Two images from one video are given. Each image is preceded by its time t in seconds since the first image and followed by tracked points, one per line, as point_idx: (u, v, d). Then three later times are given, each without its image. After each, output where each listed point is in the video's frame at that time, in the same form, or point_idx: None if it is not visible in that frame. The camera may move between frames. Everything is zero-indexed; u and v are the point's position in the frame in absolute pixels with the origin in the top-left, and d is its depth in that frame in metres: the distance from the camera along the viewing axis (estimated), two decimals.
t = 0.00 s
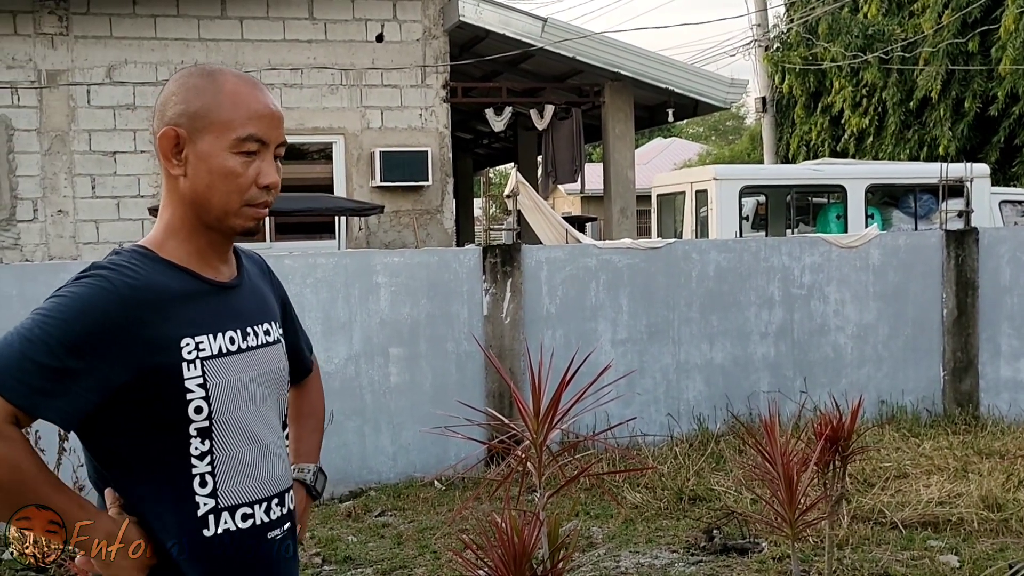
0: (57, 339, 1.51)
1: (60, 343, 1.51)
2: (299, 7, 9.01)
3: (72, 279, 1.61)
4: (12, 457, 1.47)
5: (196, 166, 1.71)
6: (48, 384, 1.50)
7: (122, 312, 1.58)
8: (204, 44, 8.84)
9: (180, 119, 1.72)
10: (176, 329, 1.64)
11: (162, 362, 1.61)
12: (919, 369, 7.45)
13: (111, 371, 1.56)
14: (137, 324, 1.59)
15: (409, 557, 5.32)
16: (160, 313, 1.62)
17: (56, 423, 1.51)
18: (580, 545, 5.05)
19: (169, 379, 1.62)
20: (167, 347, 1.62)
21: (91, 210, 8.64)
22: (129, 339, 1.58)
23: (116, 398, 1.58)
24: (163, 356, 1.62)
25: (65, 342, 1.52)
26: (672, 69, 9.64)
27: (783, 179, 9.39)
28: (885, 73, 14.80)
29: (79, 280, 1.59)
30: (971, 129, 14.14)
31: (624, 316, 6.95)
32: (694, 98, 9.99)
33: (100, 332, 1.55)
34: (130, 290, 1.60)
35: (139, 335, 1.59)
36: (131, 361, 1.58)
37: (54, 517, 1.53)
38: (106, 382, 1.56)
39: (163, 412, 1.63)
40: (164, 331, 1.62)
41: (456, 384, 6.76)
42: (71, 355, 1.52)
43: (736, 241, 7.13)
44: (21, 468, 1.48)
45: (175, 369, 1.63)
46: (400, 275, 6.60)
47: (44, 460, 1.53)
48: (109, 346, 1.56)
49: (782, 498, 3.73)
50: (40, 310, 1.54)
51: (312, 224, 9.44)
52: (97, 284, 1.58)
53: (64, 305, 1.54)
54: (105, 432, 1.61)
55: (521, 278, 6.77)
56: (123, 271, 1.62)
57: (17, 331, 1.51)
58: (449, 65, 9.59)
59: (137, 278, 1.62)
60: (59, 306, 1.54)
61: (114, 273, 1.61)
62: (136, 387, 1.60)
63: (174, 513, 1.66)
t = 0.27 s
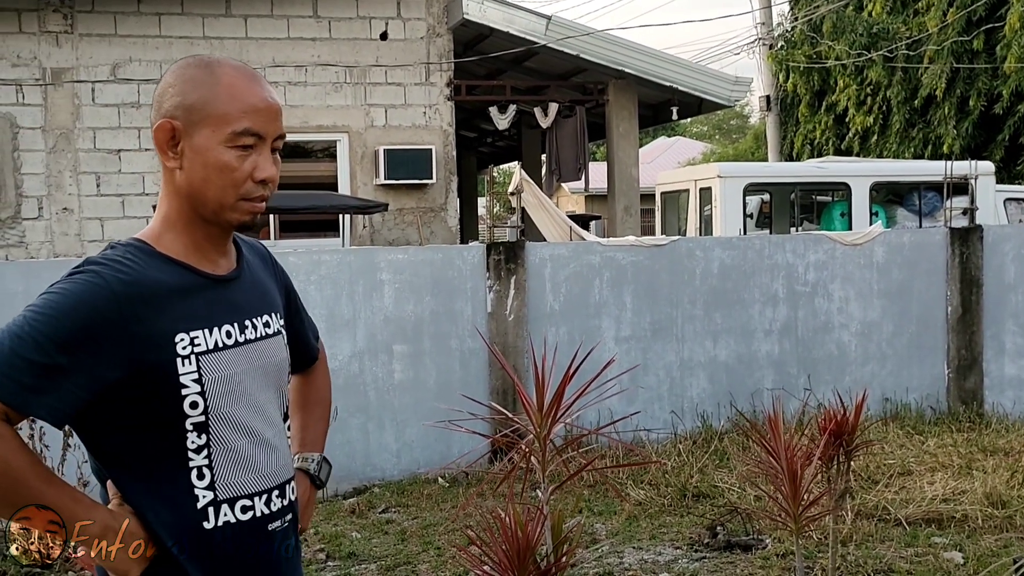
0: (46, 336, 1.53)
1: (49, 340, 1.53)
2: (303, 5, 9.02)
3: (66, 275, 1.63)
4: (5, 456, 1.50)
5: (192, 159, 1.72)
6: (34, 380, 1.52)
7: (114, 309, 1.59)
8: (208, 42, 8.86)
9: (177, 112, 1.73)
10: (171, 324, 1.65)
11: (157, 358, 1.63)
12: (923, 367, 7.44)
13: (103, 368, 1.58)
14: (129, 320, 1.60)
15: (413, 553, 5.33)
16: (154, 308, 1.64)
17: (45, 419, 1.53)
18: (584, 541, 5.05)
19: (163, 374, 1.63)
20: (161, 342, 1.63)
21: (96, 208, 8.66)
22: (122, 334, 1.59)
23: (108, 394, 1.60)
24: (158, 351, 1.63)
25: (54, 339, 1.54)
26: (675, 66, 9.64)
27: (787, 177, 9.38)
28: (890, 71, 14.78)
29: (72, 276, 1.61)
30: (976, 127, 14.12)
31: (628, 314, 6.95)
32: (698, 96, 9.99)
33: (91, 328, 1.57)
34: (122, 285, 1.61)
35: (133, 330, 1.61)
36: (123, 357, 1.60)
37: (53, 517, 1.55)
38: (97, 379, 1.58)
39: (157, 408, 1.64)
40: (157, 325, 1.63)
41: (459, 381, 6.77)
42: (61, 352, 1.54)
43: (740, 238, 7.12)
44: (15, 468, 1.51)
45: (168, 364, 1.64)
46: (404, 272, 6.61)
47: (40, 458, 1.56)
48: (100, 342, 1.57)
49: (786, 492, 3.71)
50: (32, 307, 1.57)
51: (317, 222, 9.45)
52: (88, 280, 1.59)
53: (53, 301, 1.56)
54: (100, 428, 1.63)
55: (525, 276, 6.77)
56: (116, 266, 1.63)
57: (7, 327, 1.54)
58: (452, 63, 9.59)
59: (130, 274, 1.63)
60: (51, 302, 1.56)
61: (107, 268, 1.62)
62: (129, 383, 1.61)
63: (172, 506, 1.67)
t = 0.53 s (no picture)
0: (38, 337, 1.51)
1: (41, 340, 1.52)
2: (302, 4, 9.02)
3: (56, 273, 1.62)
4: None
5: (182, 156, 1.71)
6: (27, 380, 1.50)
7: (106, 308, 1.58)
8: (207, 40, 8.86)
9: (167, 108, 1.71)
10: (161, 323, 1.64)
11: (149, 358, 1.62)
12: (921, 366, 7.44)
13: (95, 369, 1.57)
14: (120, 319, 1.59)
15: (410, 551, 5.33)
16: (146, 307, 1.63)
17: (39, 420, 1.52)
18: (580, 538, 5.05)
19: (155, 372, 1.63)
20: (153, 341, 1.63)
21: (94, 206, 8.65)
22: (114, 334, 1.58)
23: (100, 394, 1.59)
24: (150, 351, 1.62)
25: (45, 339, 1.52)
26: (674, 65, 9.64)
27: (785, 175, 9.38)
28: (889, 70, 14.78)
29: (63, 275, 1.60)
30: (975, 126, 14.12)
31: (626, 312, 6.94)
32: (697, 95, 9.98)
33: (83, 328, 1.55)
34: (113, 284, 1.60)
35: (126, 330, 1.60)
36: (115, 357, 1.59)
37: (53, 517, 1.54)
38: (90, 379, 1.56)
39: (149, 406, 1.63)
40: (147, 325, 1.62)
41: (456, 379, 6.76)
42: (53, 352, 1.53)
43: (738, 237, 7.11)
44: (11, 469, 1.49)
45: (159, 363, 1.63)
46: (401, 270, 6.61)
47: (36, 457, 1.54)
48: (92, 342, 1.56)
49: (780, 489, 3.70)
50: (23, 306, 1.55)
51: (315, 220, 9.46)
52: (79, 279, 1.58)
53: (45, 300, 1.54)
54: (92, 427, 1.62)
55: (523, 274, 6.77)
56: (107, 264, 1.62)
57: None
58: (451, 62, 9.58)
59: (121, 272, 1.62)
60: (42, 302, 1.54)
61: (98, 267, 1.61)
62: (121, 382, 1.60)
63: (164, 504, 1.66)
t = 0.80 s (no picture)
0: (36, 336, 1.51)
1: (38, 339, 1.51)
2: (297, 4, 9.02)
3: (47, 272, 1.61)
4: None
5: (172, 159, 1.71)
6: (24, 380, 1.50)
7: (100, 308, 1.58)
8: (202, 40, 8.86)
9: (158, 110, 1.71)
10: (152, 324, 1.64)
11: (140, 358, 1.62)
12: (914, 366, 7.45)
13: (89, 368, 1.56)
14: (113, 320, 1.59)
15: (403, 550, 5.33)
16: (137, 307, 1.63)
17: (35, 419, 1.51)
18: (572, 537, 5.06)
19: (146, 373, 1.63)
20: (143, 342, 1.63)
21: (89, 206, 8.65)
22: (108, 334, 1.58)
23: (94, 393, 1.58)
24: (141, 351, 1.62)
25: (42, 338, 1.51)
26: (668, 65, 9.65)
27: (779, 175, 9.39)
28: (884, 70, 14.81)
29: (55, 274, 1.59)
30: (969, 127, 14.14)
31: (619, 312, 6.95)
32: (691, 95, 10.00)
33: (78, 328, 1.55)
34: (107, 284, 1.59)
35: (118, 330, 1.60)
36: (108, 357, 1.59)
37: (54, 517, 1.53)
38: (84, 379, 1.56)
39: (139, 406, 1.64)
40: (138, 325, 1.62)
41: (450, 379, 6.77)
42: (50, 351, 1.52)
43: (732, 237, 7.12)
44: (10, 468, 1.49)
45: (150, 364, 1.63)
46: (395, 270, 6.61)
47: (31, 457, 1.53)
48: (87, 342, 1.56)
49: (768, 488, 3.70)
50: (17, 305, 1.54)
51: (309, 220, 9.47)
52: (72, 279, 1.57)
53: (39, 300, 1.53)
54: (82, 426, 1.61)
55: (517, 274, 6.77)
56: (99, 265, 1.61)
57: None
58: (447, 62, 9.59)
59: (114, 273, 1.61)
60: (37, 302, 1.53)
61: (90, 267, 1.61)
62: (113, 382, 1.60)
63: (152, 503, 1.67)
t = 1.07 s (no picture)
0: (33, 335, 1.51)
1: (35, 338, 1.52)
2: (290, 3, 9.02)
3: (38, 271, 1.61)
4: None
5: (161, 153, 1.72)
6: (22, 379, 1.50)
7: (94, 306, 1.59)
8: (195, 39, 8.85)
9: (143, 106, 1.72)
10: (144, 321, 1.65)
11: (133, 355, 1.63)
12: (906, 365, 7.48)
13: (84, 365, 1.57)
14: (107, 317, 1.60)
15: (395, 548, 5.34)
16: (130, 305, 1.64)
17: (32, 418, 1.52)
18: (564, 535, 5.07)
19: (138, 370, 1.64)
20: (136, 339, 1.64)
21: (82, 205, 8.64)
22: (102, 332, 1.59)
23: (87, 391, 1.59)
24: (134, 348, 1.63)
25: (38, 336, 1.52)
26: (661, 65, 9.67)
27: (771, 175, 9.42)
28: (876, 70, 14.85)
29: (48, 272, 1.59)
30: (962, 127, 14.18)
31: (612, 311, 6.97)
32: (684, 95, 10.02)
33: (73, 326, 1.56)
34: (100, 282, 1.60)
35: (111, 328, 1.61)
36: (102, 354, 1.59)
37: (54, 517, 1.53)
38: (80, 377, 1.57)
39: (131, 403, 1.65)
40: (132, 322, 1.63)
41: (444, 378, 6.78)
42: (46, 350, 1.53)
43: (724, 236, 7.14)
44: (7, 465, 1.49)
45: (143, 361, 1.64)
46: (388, 269, 6.62)
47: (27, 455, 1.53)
48: (82, 340, 1.57)
49: (757, 486, 3.71)
50: (11, 303, 1.54)
51: (303, 219, 9.47)
52: (66, 276, 1.58)
53: (34, 298, 1.54)
54: (74, 424, 1.62)
55: (509, 273, 6.78)
56: (91, 262, 1.62)
57: None
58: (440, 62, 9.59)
59: (107, 270, 1.62)
60: (32, 300, 1.53)
61: (84, 264, 1.61)
62: (107, 381, 1.61)
63: (144, 500, 1.67)
